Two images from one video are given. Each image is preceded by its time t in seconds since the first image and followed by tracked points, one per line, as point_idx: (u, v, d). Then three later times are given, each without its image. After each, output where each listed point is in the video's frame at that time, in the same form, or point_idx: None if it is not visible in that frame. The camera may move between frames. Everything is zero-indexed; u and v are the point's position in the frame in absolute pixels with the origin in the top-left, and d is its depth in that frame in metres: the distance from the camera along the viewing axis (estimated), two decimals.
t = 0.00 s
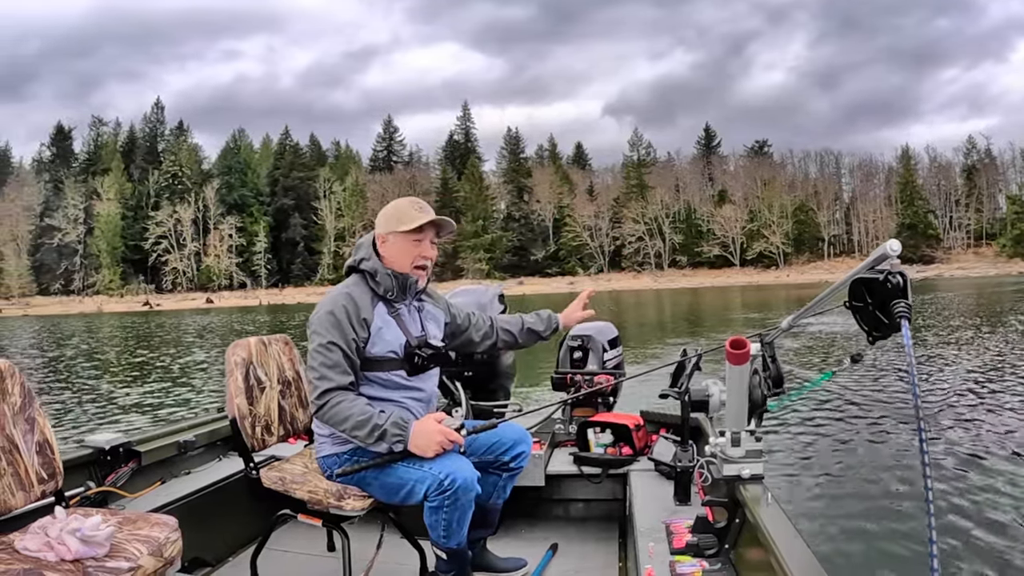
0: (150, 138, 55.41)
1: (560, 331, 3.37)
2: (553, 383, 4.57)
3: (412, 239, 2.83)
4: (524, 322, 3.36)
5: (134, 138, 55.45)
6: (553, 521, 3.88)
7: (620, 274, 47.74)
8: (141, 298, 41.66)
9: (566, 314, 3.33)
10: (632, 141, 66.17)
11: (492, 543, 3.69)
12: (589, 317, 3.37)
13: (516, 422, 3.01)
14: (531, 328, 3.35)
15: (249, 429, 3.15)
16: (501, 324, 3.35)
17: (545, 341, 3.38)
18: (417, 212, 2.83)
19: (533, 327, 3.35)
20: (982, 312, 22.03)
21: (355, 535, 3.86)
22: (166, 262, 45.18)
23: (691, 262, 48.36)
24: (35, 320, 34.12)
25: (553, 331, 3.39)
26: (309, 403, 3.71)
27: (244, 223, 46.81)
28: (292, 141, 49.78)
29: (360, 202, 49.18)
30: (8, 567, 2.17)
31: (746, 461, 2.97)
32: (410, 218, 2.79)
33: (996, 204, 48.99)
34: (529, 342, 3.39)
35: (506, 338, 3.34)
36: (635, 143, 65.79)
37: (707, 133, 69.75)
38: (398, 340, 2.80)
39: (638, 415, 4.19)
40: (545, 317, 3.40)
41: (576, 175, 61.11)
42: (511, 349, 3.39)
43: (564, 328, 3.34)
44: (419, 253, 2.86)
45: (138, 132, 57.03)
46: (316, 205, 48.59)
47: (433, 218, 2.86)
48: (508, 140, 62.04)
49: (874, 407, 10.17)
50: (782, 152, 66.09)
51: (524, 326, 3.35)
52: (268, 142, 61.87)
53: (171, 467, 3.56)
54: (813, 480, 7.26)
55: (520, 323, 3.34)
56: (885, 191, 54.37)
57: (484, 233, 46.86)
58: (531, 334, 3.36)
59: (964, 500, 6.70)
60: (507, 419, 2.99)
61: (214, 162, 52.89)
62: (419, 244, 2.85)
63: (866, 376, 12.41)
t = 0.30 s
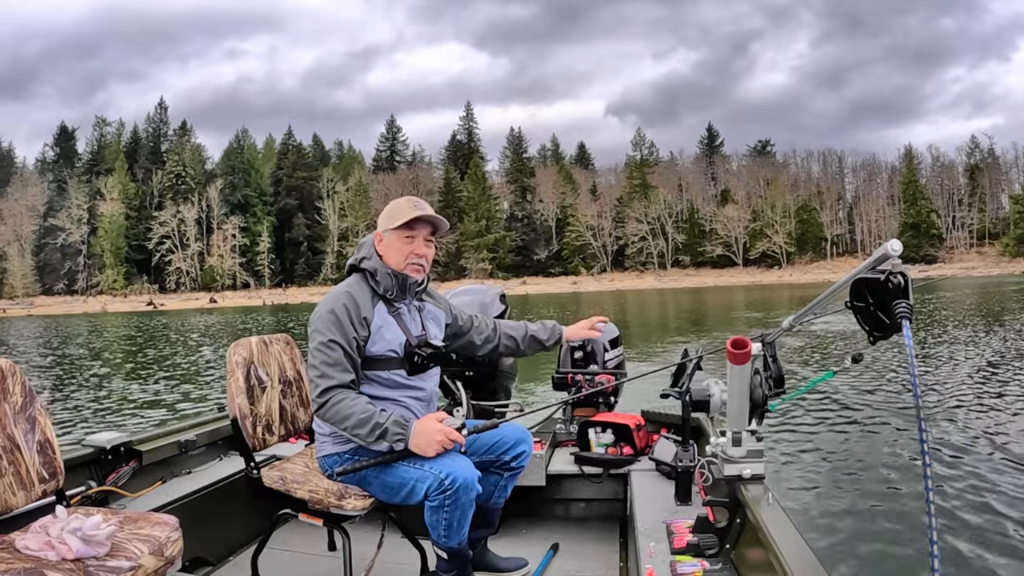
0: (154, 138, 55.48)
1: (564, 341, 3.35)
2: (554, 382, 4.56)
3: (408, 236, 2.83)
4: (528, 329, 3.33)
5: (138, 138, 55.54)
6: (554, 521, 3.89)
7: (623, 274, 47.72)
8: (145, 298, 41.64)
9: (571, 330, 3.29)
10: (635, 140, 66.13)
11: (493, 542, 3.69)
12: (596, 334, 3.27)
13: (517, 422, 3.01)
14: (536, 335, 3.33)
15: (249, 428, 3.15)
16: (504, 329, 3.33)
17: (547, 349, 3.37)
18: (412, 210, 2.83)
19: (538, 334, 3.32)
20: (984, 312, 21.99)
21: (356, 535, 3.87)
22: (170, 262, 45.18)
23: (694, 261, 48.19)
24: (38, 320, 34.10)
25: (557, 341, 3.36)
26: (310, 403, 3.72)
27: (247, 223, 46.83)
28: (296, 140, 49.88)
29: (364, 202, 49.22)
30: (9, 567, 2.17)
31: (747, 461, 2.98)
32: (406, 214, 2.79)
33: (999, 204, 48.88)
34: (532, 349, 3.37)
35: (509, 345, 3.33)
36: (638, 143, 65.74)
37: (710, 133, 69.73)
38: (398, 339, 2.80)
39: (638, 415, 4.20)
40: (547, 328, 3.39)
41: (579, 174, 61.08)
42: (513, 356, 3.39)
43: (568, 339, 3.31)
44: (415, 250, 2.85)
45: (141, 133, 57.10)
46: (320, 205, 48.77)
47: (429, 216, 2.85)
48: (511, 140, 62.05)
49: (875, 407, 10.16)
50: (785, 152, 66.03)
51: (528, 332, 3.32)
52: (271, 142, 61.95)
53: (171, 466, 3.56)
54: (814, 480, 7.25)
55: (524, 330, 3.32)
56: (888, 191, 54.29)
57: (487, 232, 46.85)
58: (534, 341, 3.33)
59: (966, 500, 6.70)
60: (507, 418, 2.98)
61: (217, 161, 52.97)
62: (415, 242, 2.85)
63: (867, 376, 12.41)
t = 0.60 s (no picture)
0: (156, 138, 55.51)
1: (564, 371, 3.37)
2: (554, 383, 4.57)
3: (409, 237, 2.83)
4: (528, 348, 3.34)
5: (140, 138, 55.59)
6: (554, 521, 3.89)
7: (625, 274, 47.74)
8: (148, 298, 41.66)
9: (568, 362, 3.32)
10: (636, 141, 66.10)
11: (492, 543, 3.69)
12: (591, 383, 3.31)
13: (516, 423, 3.02)
14: (537, 357, 3.34)
15: (249, 428, 3.15)
16: (505, 342, 3.34)
17: (547, 371, 3.37)
18: (413, 212, 2.83)
19: (538, 356, 3.33)
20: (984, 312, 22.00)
21: (356, 534, 3.87)
22: (172, 262, 45.18)
23: (696, 261, 48.21)
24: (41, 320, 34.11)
25: (557, 367, 3.38)
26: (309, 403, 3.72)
27: (249, 223, 46.90)
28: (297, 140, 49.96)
29: (365, 202, 49.27)
30: (8, 566, 2.17)
31: (746, 461, 2.98)
32: (407, 215, 2.80)
33: (1000, 204, 48.83)
34: (533, 366, 3.38)
35: (509, 359, 3.34)
36: (640, 143, 65.76)
37: (712, 133, 69.70)
38: (398, 340, 2.80)
39: (638, 415, 4.20)
40: (548, 350, 3.39)
41: (581, 174, 61.09)
42: (512, 370, 3.39)
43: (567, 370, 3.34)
44: (416, 250, 2.85)
45: (143, 133, 57.13)
46: (321, 205, 48.84)
47: (429, 217, 2.85)
48: (513, 140, 62.07)
49: (876, 407, 10.17)
50: (786, 152, 66.03)
51: (528, 352, 3.34)
52: (273, 142, 61.97)
53: (170, 466, 3.56)
54: (814, 480, 7.25)
55: (525, 349, 3.33)
56: (889, 191, 54.25)
57: (488, 232, 47.00)
58: (534, 364, 3.35)
59: (966, 500, 6.70)
60: (507, 419, 2.99)
61: (219, 162, 53.01)
62: (416, 243, 2.84)
63: (867, 376, 12.42)
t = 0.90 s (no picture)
0: (157, 138, 55.46)
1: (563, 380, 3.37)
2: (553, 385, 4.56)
3: (411, 238, 2.83)
4: (528, 354, 3.34)
5: (141, 138, 55.54)
6: (553, 522, 3.89)
7: (626, 274, 47.75)
8: (149, 298, 41.56)
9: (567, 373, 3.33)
10: (637, 141, 66.17)
11: (491, 543, 3.69)
12: (589, 391, 3.38)
13: (516, 424, 3.01)
14: (537, 364, 3.34)
15: (249, 429, 3.14)
16: (505, 347, 3.34)
17: (547, 376, 3.36)
18: (413, 212, 2.83)
19: (537, 363, 3.34)
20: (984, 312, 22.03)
21: (354, 535, 3.86)
22: (174, 262, 45.06)
23: (697, 261, 48.40)
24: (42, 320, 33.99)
25: (556, 374, 3.37)
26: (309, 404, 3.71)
27: (251, 223, 46.87)
28: (299, 140, 49.95)
29: (367, 202, 49.21)
30: (7, 566, 2.16)
31: (745, 462, 2.99)
32: (409, 215, 2.79)
33: (1001, 204, 48.86)
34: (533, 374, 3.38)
35: (508, 363, 3.33)
36: (641, 144, 65.78)
37: (712, 134, 69.75)
38: (398, 341, 2.80)
39: (638, 416, 4.20)
40: (548, 355, 3.39)
41: (582, 175, 61.09)
42: (512, 374, 3.38)
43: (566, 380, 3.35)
44: (418, 252, 2.85)
45: (145, 133, 57.07)
46: (323, 205, 48.83)
47: (431, 217, 2.85)
48: (514, 140, 62.08)
49: (875, 408, 10.19)
50: (787, 153, 66.08)
51: (528, 360, 3.33)
52: (274, 142, 61.91)
53: (170, 466, 3.55)
54: (815, 481, 7.26)
55: (525, 355, 3.32)
56: (890, 191, 54.31)
57: (490, 233, 47.15)
58: (534, 369, 3.35)
59: (965, 501, 6.71)
60: (507, 419, 2.99)
61: (220, 162, 52.95)
62: (417, 243, 2.84)
63: (866, 377, 12.43)
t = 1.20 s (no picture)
0: (159, 138, 55.51)
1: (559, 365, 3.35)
2: (553, 384, 4.57)
3: (411, 238, 2.82)
4: (526, 348, 3.32)
5: (143, 139, 55.56)
6: (553, 522, 3.89)
7: (628, 274, 47.81)
8: (152, 298, 41.55)
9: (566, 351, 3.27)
10: (638, 142, 66.20)
11: (491, 544, 3.69)
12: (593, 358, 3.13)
13: (515, 423, 3.01)
14: (533, 356, 3.31)
15: (248, 429, 3.14)
16: (502, 344, 3.33)
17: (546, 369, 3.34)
18: (413, 211, 2.82)
19: (535, 355, 3.32)
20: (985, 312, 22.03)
21: (353, 535, 3.86)
22: (176, 262, 45.03)
23: (698, 262, 48.50)
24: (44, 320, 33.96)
25: (554, 362, 3.34)
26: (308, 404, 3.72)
27: (253, 223, 46.91)
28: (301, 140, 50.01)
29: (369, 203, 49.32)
30: (7, 566, 2.16)
31: (745, 462, 2.98)
32: (409, 215, 2.79)
33: (1002, 204, 48.87)
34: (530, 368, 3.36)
35: (506, 360, 3.32)
36: (642, 144, 65.82)
37: (713, 134, 69.77)
38: (398, 340, 2.79)
39: (637, 415, 4.21)
40: (546, 347, 3.37)
41: (584, 175, 61.12)
42: (510, 371, 3.37)
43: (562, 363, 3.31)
44: (417, 251, 2.85)
45: (147, 133, 57.10)
46: (325, 205, 48.91)
47: (431, 217, 2.85)
48: (516, 140, 62.12)
49: (874, 408, 10.20)
50: (788, 153, 66.13)
51: (526, 352, 3.31)
52: (276, 142, 61.98)
53: (169, 466, 3.55)
54: (814, 481, 7.27)
55: (522, 348, 3.31)
56: (891, 192, 54.36)
57: (491, 233, 47.17)
58: (532, 363, 3.34)
59: (964, 501, 6.72)
60: (507, 419, 2.99)
61: (222, 162, 52.99)
62: (418, 243, 2.84)
63: (866, 377, 12.44)
